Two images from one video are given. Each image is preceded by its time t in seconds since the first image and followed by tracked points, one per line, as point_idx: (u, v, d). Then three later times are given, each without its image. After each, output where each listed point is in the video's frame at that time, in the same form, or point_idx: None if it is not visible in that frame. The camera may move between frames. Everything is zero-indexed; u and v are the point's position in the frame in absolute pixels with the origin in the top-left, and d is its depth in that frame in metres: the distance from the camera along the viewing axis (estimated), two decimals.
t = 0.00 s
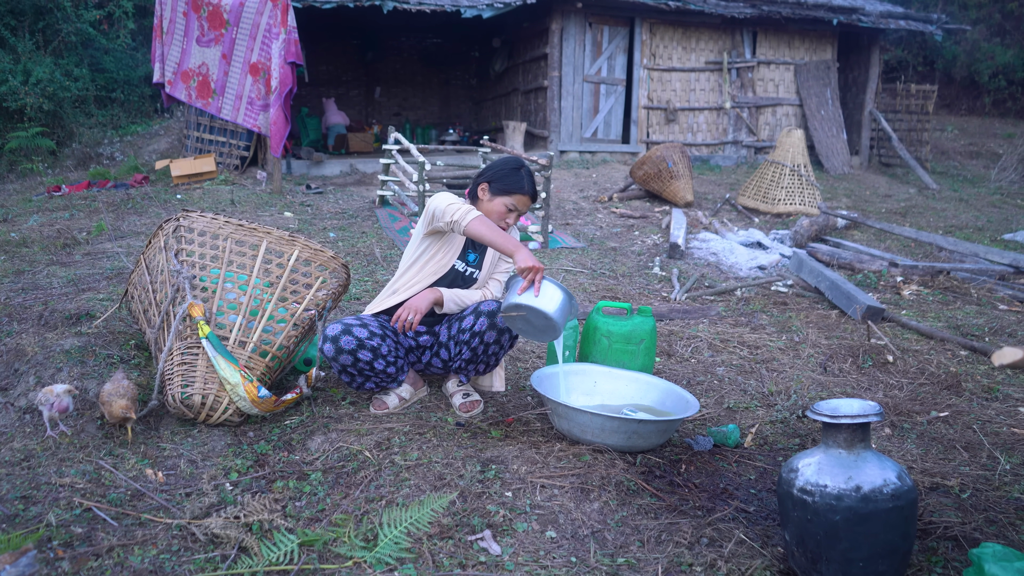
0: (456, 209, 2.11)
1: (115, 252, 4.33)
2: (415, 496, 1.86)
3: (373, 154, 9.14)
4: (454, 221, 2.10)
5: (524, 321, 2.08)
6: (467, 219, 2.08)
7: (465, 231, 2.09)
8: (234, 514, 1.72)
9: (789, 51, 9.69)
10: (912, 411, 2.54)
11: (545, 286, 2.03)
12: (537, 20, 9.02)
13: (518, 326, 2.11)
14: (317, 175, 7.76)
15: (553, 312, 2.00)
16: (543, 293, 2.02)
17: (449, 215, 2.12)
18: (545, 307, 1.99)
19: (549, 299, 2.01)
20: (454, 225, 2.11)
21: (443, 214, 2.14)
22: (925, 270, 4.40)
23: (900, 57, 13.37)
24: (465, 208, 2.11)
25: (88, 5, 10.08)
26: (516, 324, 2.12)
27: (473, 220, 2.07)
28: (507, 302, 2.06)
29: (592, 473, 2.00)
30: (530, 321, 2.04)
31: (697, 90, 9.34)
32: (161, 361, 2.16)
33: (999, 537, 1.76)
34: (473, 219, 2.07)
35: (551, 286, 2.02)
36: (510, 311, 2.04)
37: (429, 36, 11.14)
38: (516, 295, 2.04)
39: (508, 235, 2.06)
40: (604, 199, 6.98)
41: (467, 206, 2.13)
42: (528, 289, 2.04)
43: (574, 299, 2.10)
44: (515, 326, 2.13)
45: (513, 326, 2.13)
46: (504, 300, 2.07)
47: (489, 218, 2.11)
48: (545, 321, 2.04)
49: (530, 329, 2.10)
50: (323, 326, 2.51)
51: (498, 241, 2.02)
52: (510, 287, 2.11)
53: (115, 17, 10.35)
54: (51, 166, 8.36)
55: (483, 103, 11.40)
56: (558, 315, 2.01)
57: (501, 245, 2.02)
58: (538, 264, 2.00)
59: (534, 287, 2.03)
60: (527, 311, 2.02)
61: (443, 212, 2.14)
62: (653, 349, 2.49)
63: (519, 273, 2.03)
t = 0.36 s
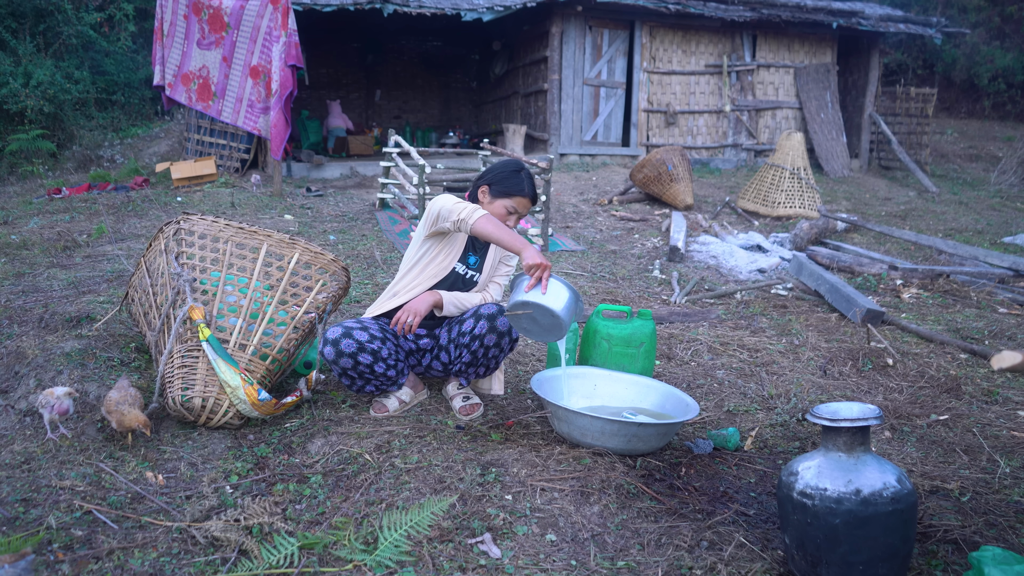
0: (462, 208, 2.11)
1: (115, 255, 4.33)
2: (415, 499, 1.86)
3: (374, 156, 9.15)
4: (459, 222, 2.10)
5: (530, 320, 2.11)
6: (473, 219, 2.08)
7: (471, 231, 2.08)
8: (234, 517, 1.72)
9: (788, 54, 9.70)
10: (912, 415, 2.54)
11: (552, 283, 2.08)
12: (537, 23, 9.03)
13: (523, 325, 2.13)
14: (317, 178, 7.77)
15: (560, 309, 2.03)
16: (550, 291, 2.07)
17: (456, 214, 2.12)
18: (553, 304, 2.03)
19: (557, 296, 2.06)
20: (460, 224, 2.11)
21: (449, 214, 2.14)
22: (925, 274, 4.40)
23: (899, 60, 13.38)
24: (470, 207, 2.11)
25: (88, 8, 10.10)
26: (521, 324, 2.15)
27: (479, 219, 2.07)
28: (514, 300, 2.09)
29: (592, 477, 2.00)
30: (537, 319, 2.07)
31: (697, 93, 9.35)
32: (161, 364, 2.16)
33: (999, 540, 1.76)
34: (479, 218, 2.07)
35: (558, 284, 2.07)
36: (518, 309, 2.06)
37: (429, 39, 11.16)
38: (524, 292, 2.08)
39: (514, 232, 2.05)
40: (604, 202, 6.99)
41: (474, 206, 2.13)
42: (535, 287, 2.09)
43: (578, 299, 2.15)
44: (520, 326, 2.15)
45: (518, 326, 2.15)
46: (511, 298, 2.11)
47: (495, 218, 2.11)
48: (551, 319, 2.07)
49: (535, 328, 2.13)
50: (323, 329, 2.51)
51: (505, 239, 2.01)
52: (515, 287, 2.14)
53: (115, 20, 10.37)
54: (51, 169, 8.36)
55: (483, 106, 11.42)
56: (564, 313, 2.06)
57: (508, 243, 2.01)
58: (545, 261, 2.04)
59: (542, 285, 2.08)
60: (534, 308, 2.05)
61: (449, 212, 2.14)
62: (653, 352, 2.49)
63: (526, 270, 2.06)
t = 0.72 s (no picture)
0: (466, 208, 2.11)
1: (116, 259, 4.33)
2: (415, 503, 1.86)
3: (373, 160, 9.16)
4: (462, 223, 2.10)
5: (533, 319, 2.15)
6: (478, 219, 2.07)
7: (476, 231, 2.08)
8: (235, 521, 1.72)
9: (788, 58, 9.72)
10: (913, 417, 2.54)
11: (555, 283, 2.10)
12: (537, 27, 9.05)
13: (526, 325, 2.18)
14: (317, 182, 7.79)
15: (563, 310, 2.07)
16: (554, 290, 2.09)
17: (460, 214, 2.11)
18: (557, 303, 2.06)
19: (560, 296, 2.09)
20: (465, 224, 2.11)
21: (453, 215, 2.14)
22: (925, 276, 4.40)
23: (899, 63, 13.40)
24: (474, 208, 2.11)
25: (89, 13, 10.13)
26: (523, 322, 2.19)
27: (484, 219, 2.07)
28: (518, 299, 2.13)
29: (593, 480, 2.00)
30: (540, 319, 2.12)
31: (697, 96, 9.37)
32: (162, 369, 2.17)
33: (999, 542, 1.76)
34: (484, 218, 2.06)
35: (561, 283, 2.10)
36: (521, 308, 2.12)
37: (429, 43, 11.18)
38: (527, 291, 2.11)
39: (518, 232, 2.06)
40: (604, 205, 7.00)
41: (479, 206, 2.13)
42: (539, 286, 2.11)
43: (582, 298, 2.18)
44: (522, 325, 2.19)
45: (520, 325, 2.19)
46: (515, 296, 2.14)
47: (499, 218, 2.11)
48: (554, 319, 2.11)
49: (537, 327, 2.17)
50: (323, 333, 2.51)
51: (510, 239, 2.01)
52: (520, 286, 2.17)
53: (115, 24, 10.39)
54: (51, 173, 8.37)
55: (483, 110, 11.44)
56: (567, 312, 2.09)
57: (513, 243, 2.01)
58: (549, 260, 2.04)
59: (545, 284, 2.10)
60: (538, 307, 2.09)
61: (453, 212, 2.14)
62: (653, 356, 2.49)
63: (530, 269, 2.06)
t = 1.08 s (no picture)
0: (470, 207, 2.12)
1: (117, 260, 4.34)
2: (415, 504, 1.86)
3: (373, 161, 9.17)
4: (466, 222, 2.11)
5: (535, 317, 2.18)
6: (482, 218, 2.09)
7: (479, 229, 2.09)
8: (235, 522, 1.72)
9: (788, 59, 9.74)
10: (912, 419, 2.54)
11: (558, 281, 2.13)
12: (537, 29, 9.07)
13: (527, 322, 2.21)
14: (317, 184, 7.79)
15: (565, 306, 2.11)
16: (556, 288, 2.12)
17: (463, 213, 2.12)
18: (559, 302, 2.10)
19: (563, 294, 2.12)
20: (468, 222, 2.11)
21: (456, 214, 2.14)
22: (925, 278, 4.41)
23: (899, 65, 13.41)
24: (477, 207, 2.12)
25: (90, 14, 10.15)
26: (525, 320, 2.22)
27: (487, 217, 2.08)
28: (521, 296, 2.16)
29: (593, 481, 2.00)
30: (542, 316, 2.15)
31: (697, 98, 9.38)
32: (163, 370, 2.18)
33: (999, 544, 1.76)
34: (488, 217, 2.07)
35: (564, 282, 2.13)
36: (523, 305, 2.15)
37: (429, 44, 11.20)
38: (530, 288, 2.14)
39: (521, 230, 2.07)
40: (604, 207, 7.01)
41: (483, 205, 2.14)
42: (542, 284, 2.14)
43: (583, 296, 2.20)
44: (524, 322, 2.23)
45: (521, 322, 2.23)
46: (517, 294, 2.17)
47: (501, 217, 2.12)
48: (557, 317, 2.14)
49: (539, 325, 2.20)
50: (324, 334, 2.52)
51: (514, 237, 2.03)
52: (522, 283, 2.20)
53: (116, 25, 10.41)
54: (51, 175, 8.39)
55: (483, 111, 11.45)
56: (569, 311, 2.13)
57: (518, 242, 2.03)
58: (552, 259, 2.09)
59: (548, 282, 2.13)
60: (540, 304, 2.12)
61: (455, 212, 2.15)
62: (654, 357, 2.49)
63: (534, 267, 2.10)
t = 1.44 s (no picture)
0: (473, 209, 2.12)
1: (117, 262, 4.34)
2: (417, 506, 1.87)
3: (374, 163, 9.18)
4: (467, 224, 2.11)
5: (538, 319, 2.19)
6: (485, 220, 2.09)
7: (482, 231, 2.10)
8: (236, 524, 1.73)
9: (788, 61, 9.74)
10: (913, 421, 2.54)
11: (561, 283, 2.14)
12: (537, 31, 9.07)
13: (530, 324, 2.21)
14: (318, 185, 7.80)
15: (568, 307, 2.12)
16: (559, 290, 2.13)
17: (465, 215, 2.13)
18: (562, 304, 2.10)
19: (566, 296, 2.12)
20: (470, 224, 2.12)
21: (458, 216, 2.14)
22: (925, 280, 4.40)
23: (898, 66, 13.42)
24: (479, 209, 2.12)
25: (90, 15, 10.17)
26: (527, 322, 2.22)
27: (490, 219, 2.08)
28: (523, 299, 2.16)
29: (594, 483, 2.00)
30: (545, 318, 2.15)
31: (697, 100, 9.39)
32: (164, 371, 2.18)
33: (1000, 546, 1.76)
34: (491, 219, 2.08)
35: (567, 284, 2.13)
36: (526, 307, 2.16)
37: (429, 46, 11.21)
38: (533, 290, 2.15)
39: (523, 232, 2.08)
40: (604, 208, 7.02)
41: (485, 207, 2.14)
42: (545, 286, 2.14)
43: (586, 296, 2.21)
44: (527, 325, 2.23)
45: (524, 325, 2.23)
46: (520, 296, 2.17)
47: (503, 219, 2.12)
48: (559, 319, 2.15)
49: (542, 327, 2.21)
50: (325, 336, 2.52)
51: (517, 239, 2.04)
52: (525, 285, 2.21)
53: (117, 27, 10.43)
54: (52, 176, 8.40)
55: (483, 113, 11.46)
56: (573, 312, 2.13)
57: (521, 243, 2.04)
58: (555, 260, 2.09)
59: (551, 284, 2.14)
60: (545, 307, 2.12)
61: (457, 214, 2.15)
62: (655, 359, 2.50)
63: (537, 269, 2.11)
